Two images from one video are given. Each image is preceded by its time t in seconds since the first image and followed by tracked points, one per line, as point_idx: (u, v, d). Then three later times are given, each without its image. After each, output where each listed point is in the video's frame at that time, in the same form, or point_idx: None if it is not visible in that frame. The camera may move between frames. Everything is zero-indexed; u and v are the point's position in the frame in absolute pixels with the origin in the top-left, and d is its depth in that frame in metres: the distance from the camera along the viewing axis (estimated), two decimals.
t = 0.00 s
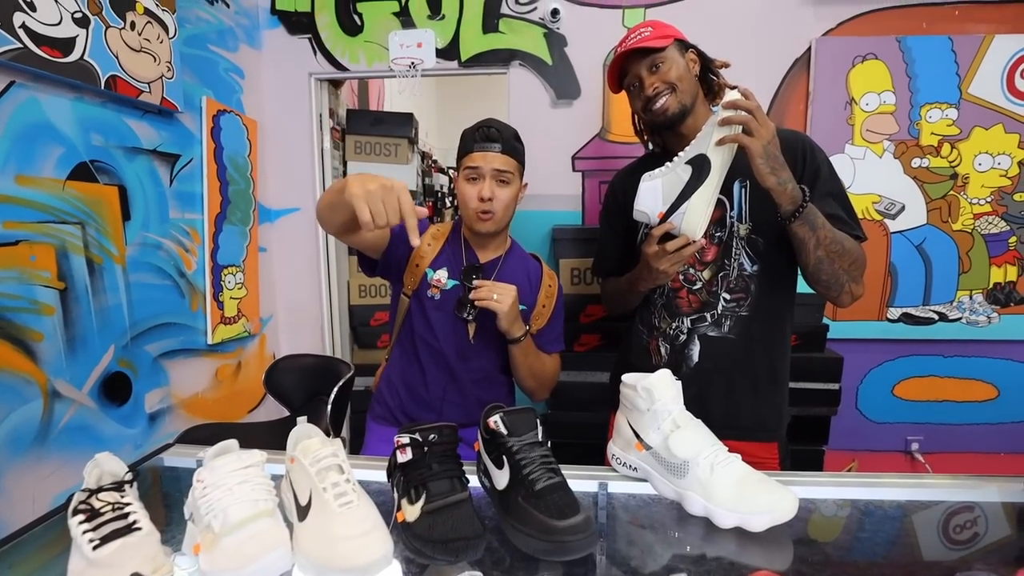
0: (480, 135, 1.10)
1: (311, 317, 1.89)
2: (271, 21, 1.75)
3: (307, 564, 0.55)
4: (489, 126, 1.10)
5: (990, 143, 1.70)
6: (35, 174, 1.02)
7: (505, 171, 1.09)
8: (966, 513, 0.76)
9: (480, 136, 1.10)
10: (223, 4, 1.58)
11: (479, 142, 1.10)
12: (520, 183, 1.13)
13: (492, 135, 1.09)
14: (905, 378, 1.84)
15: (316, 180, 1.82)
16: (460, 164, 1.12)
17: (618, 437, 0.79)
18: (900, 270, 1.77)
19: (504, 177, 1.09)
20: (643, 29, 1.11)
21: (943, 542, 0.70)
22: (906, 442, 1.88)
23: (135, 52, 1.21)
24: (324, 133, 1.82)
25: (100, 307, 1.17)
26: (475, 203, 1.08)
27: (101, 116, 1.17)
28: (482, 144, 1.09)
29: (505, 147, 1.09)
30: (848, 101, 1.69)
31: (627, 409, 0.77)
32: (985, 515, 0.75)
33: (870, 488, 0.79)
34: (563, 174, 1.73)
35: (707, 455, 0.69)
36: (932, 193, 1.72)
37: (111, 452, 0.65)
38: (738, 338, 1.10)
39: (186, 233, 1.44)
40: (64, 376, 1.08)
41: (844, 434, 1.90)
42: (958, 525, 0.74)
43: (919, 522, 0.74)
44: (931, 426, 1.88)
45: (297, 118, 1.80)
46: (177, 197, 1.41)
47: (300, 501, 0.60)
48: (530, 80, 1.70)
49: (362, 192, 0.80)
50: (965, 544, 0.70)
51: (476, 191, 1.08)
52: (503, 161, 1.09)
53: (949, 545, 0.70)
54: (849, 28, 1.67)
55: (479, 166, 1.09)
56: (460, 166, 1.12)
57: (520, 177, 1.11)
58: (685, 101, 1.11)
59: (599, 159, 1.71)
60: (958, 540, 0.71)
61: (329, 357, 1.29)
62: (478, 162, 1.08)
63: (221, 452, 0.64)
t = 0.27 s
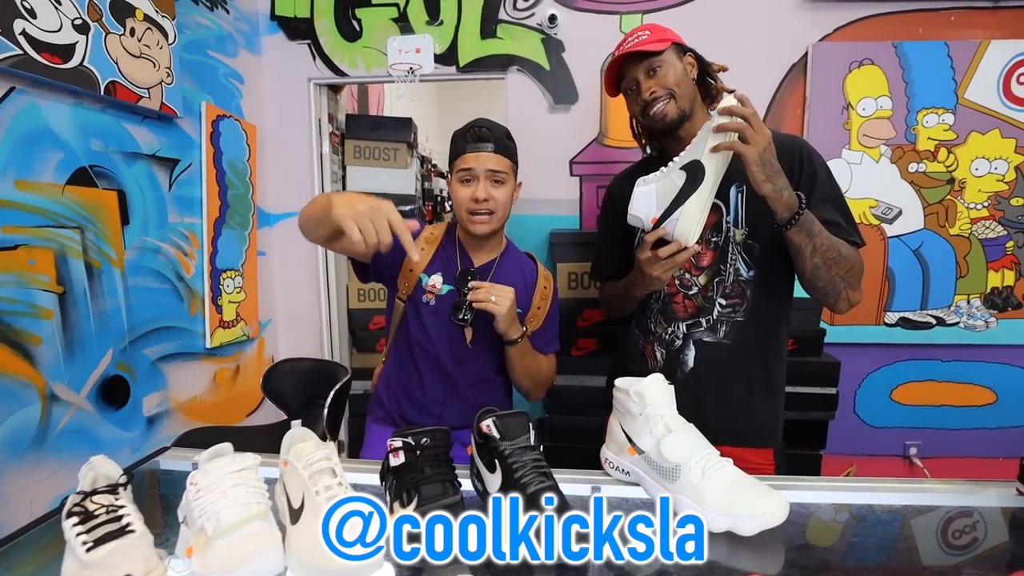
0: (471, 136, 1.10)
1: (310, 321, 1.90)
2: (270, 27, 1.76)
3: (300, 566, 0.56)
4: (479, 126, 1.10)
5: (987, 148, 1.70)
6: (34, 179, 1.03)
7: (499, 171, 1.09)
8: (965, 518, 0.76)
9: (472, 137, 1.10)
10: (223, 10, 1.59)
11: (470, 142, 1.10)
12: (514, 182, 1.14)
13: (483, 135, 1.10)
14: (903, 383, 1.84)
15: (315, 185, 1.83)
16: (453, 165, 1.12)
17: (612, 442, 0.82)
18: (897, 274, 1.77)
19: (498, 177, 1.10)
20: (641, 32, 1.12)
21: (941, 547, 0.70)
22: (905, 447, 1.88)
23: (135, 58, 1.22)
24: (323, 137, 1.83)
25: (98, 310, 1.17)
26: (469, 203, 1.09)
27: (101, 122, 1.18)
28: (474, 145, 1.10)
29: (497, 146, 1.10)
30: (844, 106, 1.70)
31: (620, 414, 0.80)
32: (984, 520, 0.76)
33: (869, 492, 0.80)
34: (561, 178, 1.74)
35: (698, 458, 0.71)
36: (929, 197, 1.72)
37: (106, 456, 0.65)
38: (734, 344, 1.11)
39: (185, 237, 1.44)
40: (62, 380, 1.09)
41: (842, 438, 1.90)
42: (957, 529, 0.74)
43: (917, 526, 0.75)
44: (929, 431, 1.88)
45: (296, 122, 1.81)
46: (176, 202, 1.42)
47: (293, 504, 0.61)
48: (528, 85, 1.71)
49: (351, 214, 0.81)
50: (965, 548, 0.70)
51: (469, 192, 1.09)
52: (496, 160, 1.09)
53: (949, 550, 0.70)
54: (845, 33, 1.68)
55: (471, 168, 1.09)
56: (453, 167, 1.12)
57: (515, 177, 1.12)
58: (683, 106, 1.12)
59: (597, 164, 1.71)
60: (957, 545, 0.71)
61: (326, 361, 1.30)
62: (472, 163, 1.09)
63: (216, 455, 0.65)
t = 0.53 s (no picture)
0: (454, 122, 1.08)
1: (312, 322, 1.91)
2: (272, 28, 1.77)
3: (295, 564, 0.56)
4: (463, 112, 1.09)
5: (989, 147, 1.70)
6: (38, 181, 1.04)
7: (482, 159, 1.08)
8: (968, 519, 0.76)
9: (455, 123, 1.08)
10: (224, 12, 1.60)
11: (453, 129, 1.08)
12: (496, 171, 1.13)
13: (466, 121, 1.08)
14: (905, 383, 1.84)
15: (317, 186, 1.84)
16: (433, 153, 1.10)
17: (610, 442, 0.82)
18: (899, 274, 1.76)
19: (482, 165, 1.08)
20: (640, 31, 1.12)
21: (944, 549, 0.70)
22: (907, 447, 1.88)
23: (136, 60, 1.23)
24: (324, 138, 1.84)
25: (101, 311, 1.18)
26: (451, 193, 1.07)
27: (103, 123, 1.19)
28: (456, 132, 1.08)
29: (480, 134, 1.08)
30: (845, 105, 1.69)
31: (617, 414, 0.80)
32: (988, 521, 0.76)
33: (870, 494, 0.80)
34: (562, 178, 1.74)
35: (696, 458, 0.71)
36: (932, 197, 1.72)
37: (106, 454, 0.66)
38: (733, 345, 1.11)
39: (186, 238, 1.45)
40: (65, 379, 1.10)
41: (844, 438, 1.89)
42: (962, 532, 0.74)
43: (919, 528, 0.75)
44: (931, 431, 1.87)
45: (297, 123, 1.82)
46: (178, 203, 1.43)
47: (291, 503, 0.61)
48: (528, 86, 1.71)
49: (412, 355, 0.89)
50: (968, 549, 0.70)
51: (451, 181, 1.07)
52: (480, 148, 1.08)
53: (952, 552, 0.70)
54: (846, 32, 1.68)
55: (454, 156, 1.07)
56: (434, 155, 1.10)
57: (497, 165, 1.10)
58: (684, 106, 1.12)
59: (597, 163, 1.71)
60: (960, 546, 0.71)
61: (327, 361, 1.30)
62: (454, 151, 1.07)
63: (214, 454, 0.65)
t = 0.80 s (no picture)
0: (442, 122, 1.06)
1: (315, 320, 1.91)
2: (274, 27, 1.77)
3: (296, 561, 0.57)
4: (450, 112, 1.07)
5: (995, 143, 1.68)
6: (41, 180, 1.04)
7: (472, 160, 1.07)
8: (973, 518, 0.76)
9: (443, 123, 1.06)
10: (226, 10, 1.60)
11: (441, 130, 1.07)
12: (489, 169, 1.11)
13: (455, 121, 1.07)
14: (910, 381, 1.83)
15: (319, 185, 1.84)
16: (421, 155, 1.09)
17: (609, 440, 0.82)
18: (903, 272, 1.75)
19: (473, 166, 1.07)
20: (644, 25, 1.12)
21: (948, 547, 0.70)
22: (911, 445, 1.87)
23: (139, 59, 1.23)
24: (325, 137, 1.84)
25: (105, 309, 1.19)
26: (443, 196, 1.06)
27: (106, 122, 1.19)
28: (444, 133, 1.06)
29: (469, 135, 1.07)
30: (849, 101, 1.68)
31: (617, 412, 0.80)
32: (993, 520, 0.75)
33: (873, 492, 0.79)
34: (563, 176, 1.74)
35: (695, 456, 0.71)
36: (936, 193, 1.71)
37: (108, 451, 0.67)
38: (735, 343, 1.10)
39: (189, 237, 1.46)
40: (69, 377, 1.11)
41: (848, 436, 1.89)
42: (967, 531, 0.73)
43: (924, 527, 0.74)
44: (936, 429, 1.86)
45: (299, 122, 1.82)
46: (181, 201, 1.43)
47: (291, 499, 0.62)
48: (530, 83, 1.70)
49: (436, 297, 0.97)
50: (973, 548, 0.69)
51: (442, 184, 1.07)
52: (469, 149, 1.07)
53: (957, 551, 0.69)
54: (849, 28, 1.67)
55: (444, 158, 1.06)
56: (422, 157, 1.09)
57: (488, 164, 1.09)
58: (688, 102, 1.11)
59: (599, 161, 1.71)
60: (965, 545, 0.70)
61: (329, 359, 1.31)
62: (443, 153, 1.06)
63: (215, 451, 0.66)
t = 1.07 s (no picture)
0: (458, 127, 1.06)
1: (315, 321, 1.91)
2: (275, 28, 1.78)
3: (295, 561, 0.57)
4: (468, 117, 1.06)
5: (996, 145, 1.68)
6: (42, 180, 1.05)
7: (489, 165, 1.06)
8: (974, 521, 0.75)
9: (459, 128, 1.06)
10: (228, 11, 1.61)
11: (457, 134, 1.06)
12: (504, 174, 1.11)
13: (471, 126, 1.06)
14: (911, 383, 1.82)
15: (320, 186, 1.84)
16: (438, 160, 1.08)
17: (610, 442, 0.82)
18: (905, 273, 1.75)
19: (488, 171, 1.06)
20: (651, 27, 1.12)
21: (950, 549, 0.69)
22: (913, 447, 1.86)
23: (140, 60, 1.23)
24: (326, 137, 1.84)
25: (105, 309, 1.19)
26: (458, 201, 1.05)
27: (107, 123, 1.19)
28: (462, 139, 1.06)
29: (486, 139, 1.06)
30: (850, 103, 1.68)
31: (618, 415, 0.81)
32: (994, 522, 0.75)
33: (873, 494, 0.79)
34: (565, 178, 1.74)
35: (696, 458, 0.72)
36: (937, 195, 1.70)
37: (108, 452, 0.67)
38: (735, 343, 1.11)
39: (190, 237, 1.46)
40: (69, 377, 1.11)
41: (849, 438, 1.88)
42: (968, 532, 0.73)
43: (924, 528, 0.74)
44: (937, 431, 1.86)
45: (300, 123, 1.83)
46: (182, 202, 1.43)
47: (290, 500, 0.62)
48: (531, 84, 1.71)
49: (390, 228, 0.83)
50: (974, 550, 0.69)
51: (457, 189, 1.06)
52: (485, 154, 1.06)
53: (959, 552, 0.69)
54: (851, 30, 1.67)
55: (459, 163, 1.06)
56: (439, 162, 1.08)
57: (504, 169, 1.09)
58: (690, 103, 1.11)
59: (601, 162, 1.71)
60: (966, 546, 0.70)
61: (329, 359, 1.31)
62: (459, 158, 1.05)
63: (215, 451, 0.66)
